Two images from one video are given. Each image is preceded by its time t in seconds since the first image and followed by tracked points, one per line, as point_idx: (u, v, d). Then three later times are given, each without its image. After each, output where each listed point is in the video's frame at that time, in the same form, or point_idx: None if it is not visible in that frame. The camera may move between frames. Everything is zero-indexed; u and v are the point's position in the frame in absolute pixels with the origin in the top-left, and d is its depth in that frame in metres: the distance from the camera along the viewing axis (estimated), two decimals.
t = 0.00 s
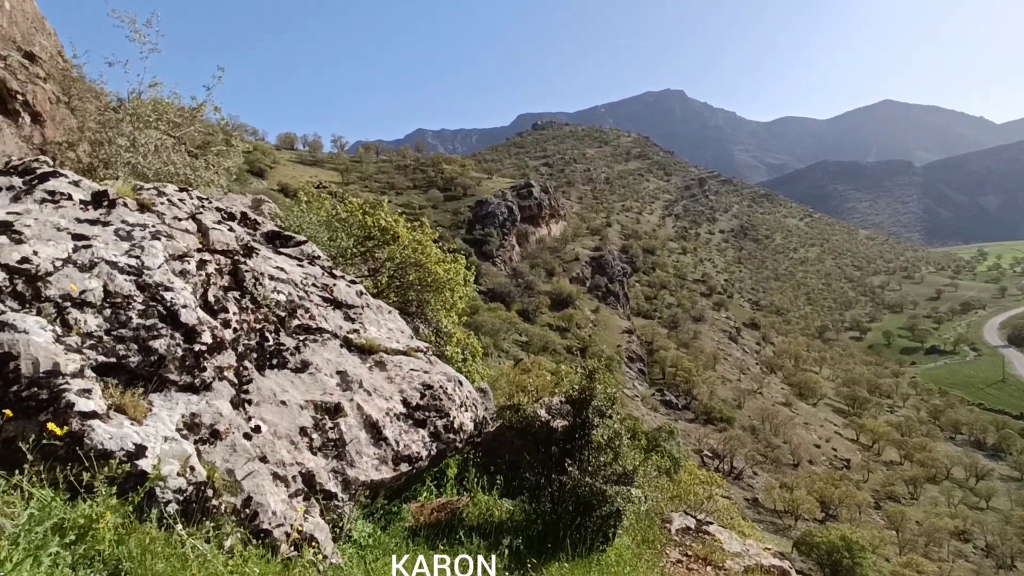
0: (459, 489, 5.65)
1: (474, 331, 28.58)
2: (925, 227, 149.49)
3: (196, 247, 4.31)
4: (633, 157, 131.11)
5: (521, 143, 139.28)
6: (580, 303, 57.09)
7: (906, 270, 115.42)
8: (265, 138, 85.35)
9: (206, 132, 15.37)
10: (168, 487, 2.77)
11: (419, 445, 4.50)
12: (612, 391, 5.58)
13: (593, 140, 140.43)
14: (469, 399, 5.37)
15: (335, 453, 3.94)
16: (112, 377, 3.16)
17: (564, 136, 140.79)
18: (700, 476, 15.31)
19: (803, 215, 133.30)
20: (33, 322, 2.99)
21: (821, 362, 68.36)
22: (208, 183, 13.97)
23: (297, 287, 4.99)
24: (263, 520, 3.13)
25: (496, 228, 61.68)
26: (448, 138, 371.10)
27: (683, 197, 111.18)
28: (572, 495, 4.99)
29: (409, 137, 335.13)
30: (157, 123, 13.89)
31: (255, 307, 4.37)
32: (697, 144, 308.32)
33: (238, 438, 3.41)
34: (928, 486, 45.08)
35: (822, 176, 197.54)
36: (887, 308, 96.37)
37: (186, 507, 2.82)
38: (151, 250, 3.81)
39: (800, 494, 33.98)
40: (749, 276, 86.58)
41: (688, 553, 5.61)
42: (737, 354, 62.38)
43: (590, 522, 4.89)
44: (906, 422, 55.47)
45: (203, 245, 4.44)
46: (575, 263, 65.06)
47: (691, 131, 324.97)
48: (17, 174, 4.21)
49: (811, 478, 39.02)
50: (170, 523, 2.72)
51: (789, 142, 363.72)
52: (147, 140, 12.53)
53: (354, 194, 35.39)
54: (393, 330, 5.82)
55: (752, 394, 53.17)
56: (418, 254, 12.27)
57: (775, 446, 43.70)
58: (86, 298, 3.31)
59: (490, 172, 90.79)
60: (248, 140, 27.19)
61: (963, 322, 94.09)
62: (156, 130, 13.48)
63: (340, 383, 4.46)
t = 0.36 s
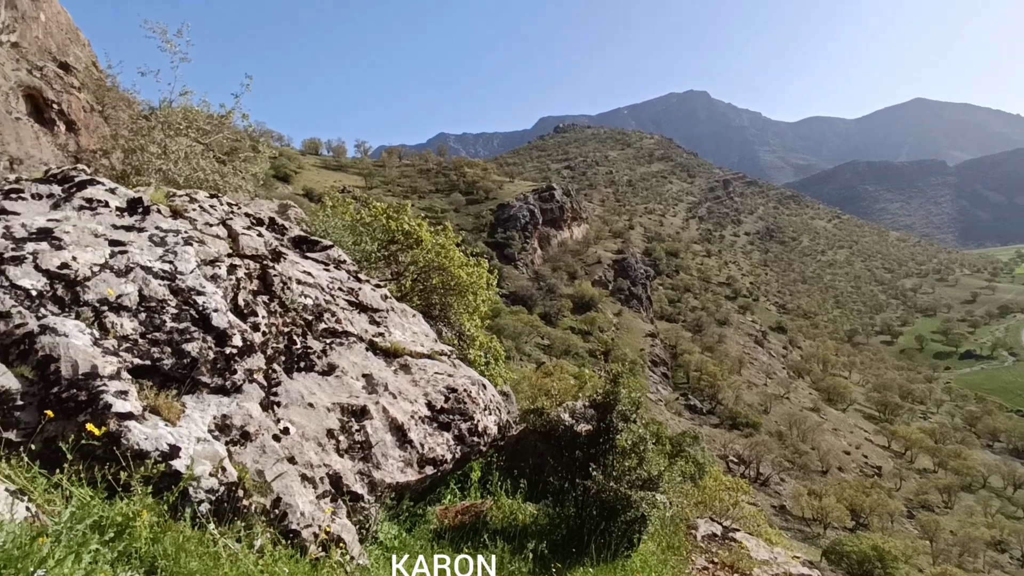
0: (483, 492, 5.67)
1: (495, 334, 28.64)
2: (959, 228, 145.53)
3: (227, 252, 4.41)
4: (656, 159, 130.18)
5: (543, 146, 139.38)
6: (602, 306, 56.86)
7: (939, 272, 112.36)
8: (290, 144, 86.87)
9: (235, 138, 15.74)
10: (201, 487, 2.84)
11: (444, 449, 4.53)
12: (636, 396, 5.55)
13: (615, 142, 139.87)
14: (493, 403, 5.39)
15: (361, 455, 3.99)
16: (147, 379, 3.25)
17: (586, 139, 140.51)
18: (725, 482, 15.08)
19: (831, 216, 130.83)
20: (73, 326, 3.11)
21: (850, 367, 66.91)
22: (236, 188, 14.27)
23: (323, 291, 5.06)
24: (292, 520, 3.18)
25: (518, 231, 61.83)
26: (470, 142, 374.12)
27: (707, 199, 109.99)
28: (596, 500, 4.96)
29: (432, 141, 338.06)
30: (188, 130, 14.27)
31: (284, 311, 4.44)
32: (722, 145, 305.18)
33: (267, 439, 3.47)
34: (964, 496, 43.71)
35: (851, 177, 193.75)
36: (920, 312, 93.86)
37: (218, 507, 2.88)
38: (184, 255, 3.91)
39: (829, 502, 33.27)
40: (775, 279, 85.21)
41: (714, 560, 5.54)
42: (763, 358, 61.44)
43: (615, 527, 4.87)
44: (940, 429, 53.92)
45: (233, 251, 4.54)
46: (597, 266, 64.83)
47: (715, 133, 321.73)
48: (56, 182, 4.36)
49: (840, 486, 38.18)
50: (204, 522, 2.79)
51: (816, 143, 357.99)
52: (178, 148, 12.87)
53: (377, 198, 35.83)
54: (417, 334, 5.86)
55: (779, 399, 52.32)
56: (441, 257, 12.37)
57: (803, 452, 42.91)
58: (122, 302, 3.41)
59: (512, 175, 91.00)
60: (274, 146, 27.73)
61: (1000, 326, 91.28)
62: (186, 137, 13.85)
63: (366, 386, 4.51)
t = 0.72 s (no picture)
0: (502, 497, 5.67)
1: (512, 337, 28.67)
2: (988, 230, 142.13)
3: (251, 258, 4.48)
4: (674, 162, 129.31)
5: (561, 150, 139.22)
6: (620, 309, 56.63)
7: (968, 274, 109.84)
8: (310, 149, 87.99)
9: (256, 145, 16.02)
10: (228, 489, 2.89)
11: (465, 453, 4.55)
12: (657, 402, 5.54)
13: (633, 145, 139.30)
14: (513, 408, 5.39)
15: (383, 459, 4.02)
16: (175, 383, 3.32)
17: (604, 142, 140.12)
18: (746, 488, 14.88)
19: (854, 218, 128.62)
20: (104, 331, 3.19)
21: (875, 372, 65.60)
22: (258, 194, 14.51)
23: (345, 296, 5.12)
24: (315, 523, 3.21)
25: (535, 234, 61.89)
26: (488, 147, 375.87)
27: (727, 202, 108.93)
28: (616, 506, 4.95)
29: (449, 146, 340.51)
30: (211, 137, 14.55)
31: (306, 316, 4.50)
32: (742, 148, 302.26)
33: (291, 443, 3.53)
34: (994, 504, 42.60)
35: (874, 179, 190.50)
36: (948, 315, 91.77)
37: (244, 509, 2.94)
38: (210, 261, 3.99)
39: (854, 510, 32.68)
40: (797, 283, 84.06)
41: (736, 568, 5.47)
42: (784, 363, 60.58)
43: (635, 533, 4.87)
44: (969, 436, 52.58)
45: (257, 256, 4.61)
46: (616, 269, 64.60)
47: (735, 135, 318.87)
48: (88, 190, 4.48)
49: (865, 493, 37.44)
50: (230, 524, 2.84)
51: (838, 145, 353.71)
52: (202, 154, 13.14)
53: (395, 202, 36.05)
54: (437, 338, 5.90)
55: (801, 404, 51.53)
56: (459, 261, 12.43)
57: (826, 458, 42.20)
58: (151, 307, 3.49)
59: (529, 179, 91.02)
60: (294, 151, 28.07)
61: None
62: (209, 143, 14.14)
63: (387, 390, 4.56)
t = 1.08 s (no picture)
0: (526, 499, 5.66)
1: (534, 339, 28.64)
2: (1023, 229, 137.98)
3: (279, 261, 4.56)
4: (696, 161, 128.13)
5: (581, 151, 138.80)
6: (642, 311, 56.24)
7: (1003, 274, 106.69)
8: (332, 154, 89.14)
9: (281, 150, 16.28)
10: (258, 489, 2.95)
11: (489, 455, 4.58)
12: (682, 404, 5.49)
13: (654, 145, 138.42)
14: (536, 410, 5.40)
15: (409, 460, 4.06)
16: (207, 383, 3.39)
17: (625, 143, 139.44)
18: (772, 493, 14.68)
19: (883, 217, 125.89)
20: (139, 333, 3.28)
21: (905, 375, 64.08)
22: (282, 198, 14.74)
23: (369, 298, 5.18)
24: (343, 523, 3.26)
25: (556, 236, 61.83)
26: (509, 150, 376.92)
27: (750, 202, 107.49)
28: (641, 509, 4.92)
29: (470, 149, 342.43)
30: (238, 142, 14.86)
31: (332, 318, 4.56)
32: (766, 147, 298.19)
33: (319, 443, 3.58)
34: None
35: (903, 177, 186.32)
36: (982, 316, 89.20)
37: (274, 508, 2.99)
38: (239, 265, 4.07)
39: (884, 515, 31.96)
40: (823, 284, 82.59)
41: (765, 573, 5.40)
42: (811, 365, 59.54)
43: (661, 536, 4.83)
44: (1004, 440, 51.05)
45: (285, 260, 4.69)
46: (637, 270, 64.23)
47: (759, 133, 314.78)
48: (122, 197, 4.60)
49: (895, 498, 36.58)
50: (261, 523, 2.90)
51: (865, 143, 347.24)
52: (228, 160, 13.43)
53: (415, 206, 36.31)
54: (460, 340, 5.93)
55: (827, 407, 50.61)
56: (481, 264, 12.48)
57: (855, 462, 41.35)
58: (183, 310, 3.58)
59: (550, 181, 90.88)
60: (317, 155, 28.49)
61: None
62: (236, 149, 14.44)
63: (411, 392, 4.59)
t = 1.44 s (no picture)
0: (544, 499, 5.67)
1: (550, 339, 28.65)
2: None
3: (298, 262, 4.61)
4: (713, 160, 127.11)
5: (597, 151, 138.51)
6: (659, 311, 55.94)
7: None
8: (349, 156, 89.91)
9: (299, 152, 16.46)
10: (280, 487, 2.99)
11: (507, 454, 4.58)
12: (701, 405, 5.44)
13: (671, 145, 137.61)
14: (554, 410, 5.41)
15: (427, 459, 4.08)
16: (229, 383, 3.44)
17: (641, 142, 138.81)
18: (792, 495, 14.53)
19: (905, 215, 123.88)
20: (164, 333, 3.34)
21: (928, 376, 62.90)
22: (301, 200, 14.88)
23: (388, 299, 5.21)
24: (363, 521, 3.29)
25: (571, 236, 61.74)
26: (525, 151, 377.00)
27: (768, 200, 106.32)
28: (661, 510, 4.90)
29: (485, 150, 343.24)
30: (257, 145, 15.06)
31: (351, 318, 4.60)
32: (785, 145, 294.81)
33: (339, 442, 3.61)
34: None
35: (926, 174, 183.01)
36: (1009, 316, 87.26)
37: (296, 506, 3.03)
38: (260, 265, 4.12)
39: (907, 519, 31.45)
40: (843, 283, 81.46)
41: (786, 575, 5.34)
42: (831, 366, 58.71)
43: (681, 537, 4.81)
44: None
45: (305, 260, 4.75)
46: (653, 270, 63.92)
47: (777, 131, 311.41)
48: (146, 200, 4.69)
49: (919, 501, 35.94)
50: (283, 520, 2.93)
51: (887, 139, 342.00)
52: (247, 163, 13.63)
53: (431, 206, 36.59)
54: (477, 340, 5.95)
55: (848, 408, 49.92)
56: (498, 264, 12.52)
57: (877, 465, 40.73)
58: (206, 310, 3.63)
59: (565, 181, 90.76)
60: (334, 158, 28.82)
61: None
62: (254, 152, 14.64)
63: (430, 391, 4.62)
